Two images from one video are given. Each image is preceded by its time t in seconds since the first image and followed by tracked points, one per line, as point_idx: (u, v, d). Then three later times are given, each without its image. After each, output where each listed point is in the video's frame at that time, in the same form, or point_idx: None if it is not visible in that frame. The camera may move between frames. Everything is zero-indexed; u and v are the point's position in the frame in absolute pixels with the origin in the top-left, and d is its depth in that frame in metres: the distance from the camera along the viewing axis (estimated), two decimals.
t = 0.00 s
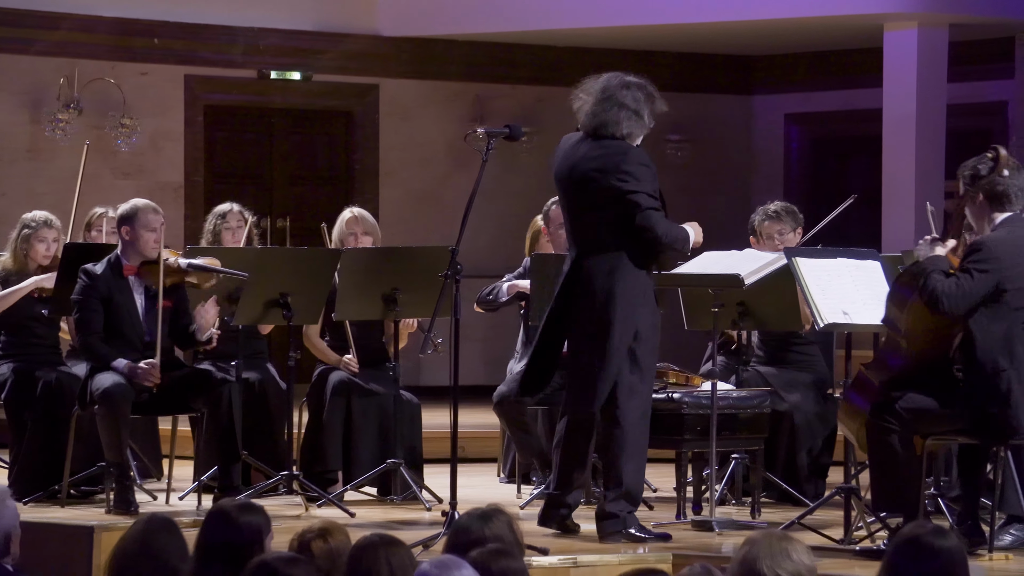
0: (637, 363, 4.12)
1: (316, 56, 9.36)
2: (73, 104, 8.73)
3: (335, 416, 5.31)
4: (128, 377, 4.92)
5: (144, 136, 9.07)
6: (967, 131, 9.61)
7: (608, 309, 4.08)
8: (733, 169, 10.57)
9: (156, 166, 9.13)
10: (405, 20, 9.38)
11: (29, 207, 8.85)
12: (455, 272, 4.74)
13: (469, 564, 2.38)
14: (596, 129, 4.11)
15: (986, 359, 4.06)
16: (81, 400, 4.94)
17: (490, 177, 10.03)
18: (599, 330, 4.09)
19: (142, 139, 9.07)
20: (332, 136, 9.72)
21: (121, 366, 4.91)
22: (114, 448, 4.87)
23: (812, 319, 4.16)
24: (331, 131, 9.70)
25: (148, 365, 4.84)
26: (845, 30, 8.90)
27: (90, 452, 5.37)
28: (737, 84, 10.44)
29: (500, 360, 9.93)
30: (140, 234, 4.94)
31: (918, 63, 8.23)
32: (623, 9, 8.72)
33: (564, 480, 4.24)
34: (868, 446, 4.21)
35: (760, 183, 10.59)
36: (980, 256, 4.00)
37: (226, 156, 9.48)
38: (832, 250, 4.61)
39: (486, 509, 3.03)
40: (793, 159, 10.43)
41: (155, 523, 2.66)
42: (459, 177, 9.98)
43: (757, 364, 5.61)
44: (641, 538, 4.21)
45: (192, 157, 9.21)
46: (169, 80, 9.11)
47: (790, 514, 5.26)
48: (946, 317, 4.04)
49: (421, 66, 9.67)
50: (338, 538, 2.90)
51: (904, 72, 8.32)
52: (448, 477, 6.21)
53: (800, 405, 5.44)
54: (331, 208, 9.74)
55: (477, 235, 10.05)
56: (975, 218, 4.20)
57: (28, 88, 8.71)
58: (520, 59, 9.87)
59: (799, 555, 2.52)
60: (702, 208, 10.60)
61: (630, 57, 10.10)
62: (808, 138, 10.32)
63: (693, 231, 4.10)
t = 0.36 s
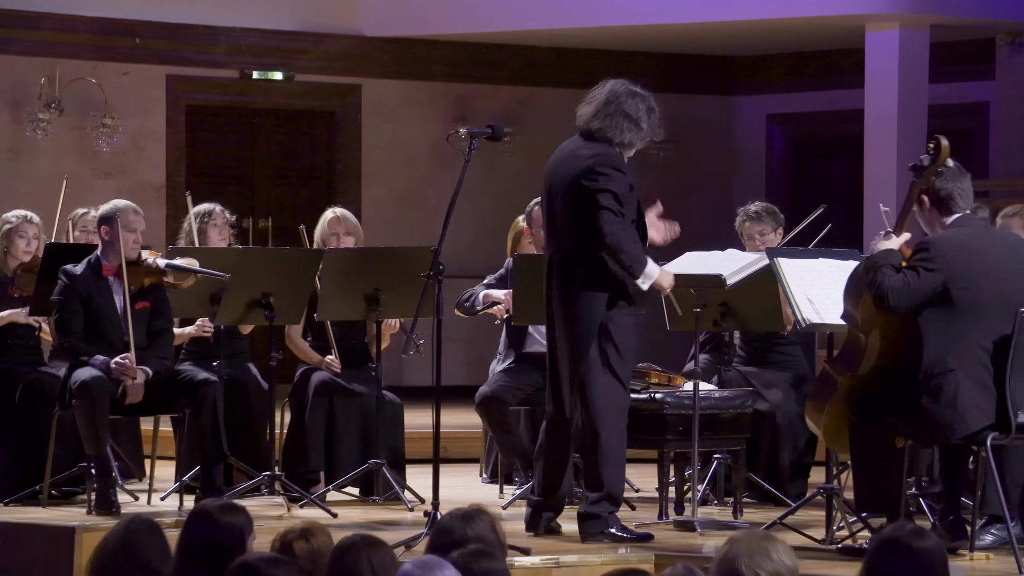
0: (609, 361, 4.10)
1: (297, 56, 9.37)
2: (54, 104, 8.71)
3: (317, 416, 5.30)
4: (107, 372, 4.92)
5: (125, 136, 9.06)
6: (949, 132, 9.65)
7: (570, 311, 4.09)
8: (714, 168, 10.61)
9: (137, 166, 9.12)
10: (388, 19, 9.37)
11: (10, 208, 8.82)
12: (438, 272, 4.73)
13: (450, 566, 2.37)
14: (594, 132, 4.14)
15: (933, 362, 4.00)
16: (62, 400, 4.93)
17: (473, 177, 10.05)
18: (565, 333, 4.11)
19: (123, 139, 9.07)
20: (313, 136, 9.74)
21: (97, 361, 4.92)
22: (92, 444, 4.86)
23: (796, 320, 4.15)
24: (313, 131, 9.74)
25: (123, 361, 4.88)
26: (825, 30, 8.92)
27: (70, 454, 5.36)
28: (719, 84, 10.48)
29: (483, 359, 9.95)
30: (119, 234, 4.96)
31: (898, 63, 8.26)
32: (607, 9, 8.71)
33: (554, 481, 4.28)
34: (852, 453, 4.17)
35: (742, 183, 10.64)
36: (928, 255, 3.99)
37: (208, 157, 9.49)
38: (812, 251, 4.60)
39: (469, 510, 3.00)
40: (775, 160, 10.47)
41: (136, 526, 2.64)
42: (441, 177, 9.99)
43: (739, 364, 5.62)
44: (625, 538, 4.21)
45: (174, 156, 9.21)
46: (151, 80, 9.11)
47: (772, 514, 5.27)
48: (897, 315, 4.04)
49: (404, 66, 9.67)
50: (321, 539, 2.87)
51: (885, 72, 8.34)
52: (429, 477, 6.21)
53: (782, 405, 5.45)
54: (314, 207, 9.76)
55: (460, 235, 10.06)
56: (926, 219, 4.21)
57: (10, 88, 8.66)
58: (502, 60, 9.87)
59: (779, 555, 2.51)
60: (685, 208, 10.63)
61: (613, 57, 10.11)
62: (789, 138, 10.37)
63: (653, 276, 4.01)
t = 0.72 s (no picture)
0: (572, 359, 4.13)
1: (281, 56, 9.37)
2: (37, 105, 8.71)
3: (300, 416, 5.29)
4: (89, 374, 4.90)
5: (109, 136, 9.07)
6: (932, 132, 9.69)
7: (533, 312, 4.12)
8: (699, 168, 10.65)
9: (121, 167, 9.12)
10: (372, 19, 9.37)
11: None
12: (421, 273, 4.71)
13: (434, 565, 2.37)
14: (550, 138, 4.16)
15: (913, 360, 4.01)
16: (45, 400, 4.92)
17: (457, 177, 10.06)
18: (529, 334, 4.13)
19: (106, 140, 9.07)
20: (297, 137, 9.75)
21: (79, 362, 4.90)
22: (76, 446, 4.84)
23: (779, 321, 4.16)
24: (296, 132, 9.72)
25: (104, 361, 4.84)
26: (807, 31, 8.96)
27: (54, 454, 5.36)
28: (703, 84, 10.51)
29: (466, 360, 9.97)
30: (102, 234, 4.95)
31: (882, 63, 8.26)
32: (592, 9, 8.73)
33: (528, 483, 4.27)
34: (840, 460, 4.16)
35: (726, 183, 10.69)
36: (906, 253, 4.00)
37: (190, 157, 9.50)
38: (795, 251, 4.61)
39: (454, 510, 2.98)
40: (759, 160, 10.53)
41: (122, 525, 2.63)
42: (425, 177, 10.00)
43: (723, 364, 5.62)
44: (608, 536, 4.22)
45: (157, 156, 9.21)
46: (135, 80, 9.11)
47: (756, 514, 5.27)
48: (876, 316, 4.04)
49: (388, 66, 9.68)
50: (305, 539, 2.86)
51: (868, 72, 8.36)
52: (413, 476, 6.21)
53: (766, 406, 5.46)
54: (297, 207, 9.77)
55: (443, 235, 10.08)
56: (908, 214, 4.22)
57: None
58: (486, 59, 9.87)
59: (758, 555, 2.51)
60: (670, 209, 10.66)
61: (597, 57, 10.13)
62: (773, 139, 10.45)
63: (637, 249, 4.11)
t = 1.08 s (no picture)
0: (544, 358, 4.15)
1: (266, 56, 9.38)
2: (20, 104, 8.70)
3: (285, 416, 5.29)
4: (77, 380, 4.91)
5: (92, 135, 9.07)
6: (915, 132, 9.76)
7: (516, 308, 4.10)
8: (683, 169, 10.71)
9: (104, 167, 9.12)
10: (357, 18, 9.36)
11: None
12: (406, 273, 4.68)
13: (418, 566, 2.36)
14: (512, 136, 4.19)
15: (925, 361, 4.05)
16: (29, 403, 4.91)
17: (442, 177, 10.09)
18: (511, 330, 4.11)
19: (90, 139, 9.07)
20: (282, 137, 9.76)
21: (69, 368, 4.91)
22: (60, 449, 4.83)
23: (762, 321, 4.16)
24: (281, 132, 9.75)
25: (93, 369, 4.85)
26: (787, 32, 9.03)
27: (37, 455, 5.35)
28: (687, 85, 10.59)
29: (451, 360, 10.01)
30: (86, 234, 4.95)
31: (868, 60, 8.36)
32: (578, 9, 8.77)
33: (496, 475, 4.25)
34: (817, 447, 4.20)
35: (710, 184, 10.77)
36: (929, 256, 4.04)
37: (173, 156, 9.48)
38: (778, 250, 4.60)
39: (438, 511, 2.95)
40: (744, 159, 10.65)
41: (103, 525, 2.62)
42: (409, 177, 10.02)
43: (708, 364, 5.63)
44: (576, 534, 4.22)
45: (141, 156, 9.22)
46: (118, 80, 9.11)
47: (740, 514, 5.28)
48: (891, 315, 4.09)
49: (373, 67, 9.70)
50: (288, 540, 2.84)
51: (852, 72, 8.45)
52: (397, 476, 6.22)
53: (750, 405, 5.47)
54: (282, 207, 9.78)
55: (427, 235, 10.10)
56: (926, 222, 4.26)
57: None
58: (472, 59, 9.91)
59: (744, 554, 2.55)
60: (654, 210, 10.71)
61: (581, 57, 10.18)
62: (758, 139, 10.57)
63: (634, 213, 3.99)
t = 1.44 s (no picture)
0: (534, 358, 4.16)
1: (251, 56, 9.38)
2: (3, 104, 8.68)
3: (269, 416, 5.29)
4: (58, 377, 4.91)
5: (76, 136, 9.06)
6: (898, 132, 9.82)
7: (509, 307, 4.10)
8: (667, 169, 10.77)
9: (88, 166, 9.11)
10: (340, 19, 9.40)
11: None
12: (391, 273, 4.65)
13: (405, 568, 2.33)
14: (497, 137, 4.18)
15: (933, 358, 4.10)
16: (11, 401, 4.91)
17: (426, 177, 10.12)
18: (503, 330, 4.10)
19: (74, 139, 9.05)
20: (266, 137, 9.77)
21: (51, 365, 4.91)
22: (42, 449, 4.82)
23: (745, 321, 4.16)
24: (265, 131, 9.76)
25: (75, 365, 4.86)
26: (770, 32, 9.05)
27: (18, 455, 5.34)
28: (671, 85, 10.63)
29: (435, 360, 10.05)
30: (67, 232, 4.92)
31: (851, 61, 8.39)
32: (561, 7, 8.79)
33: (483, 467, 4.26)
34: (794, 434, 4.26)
35: (694, 184, 10.83)
36: (942, 258, 4.06)
37: (158, 155, 9.48)
38: (763, 251, 4.60)
39: (422, 510, 2.92)
40: (728, 159, 10.71)
41: (86, 525, 2.58)
42: (393, 178, 10.04)
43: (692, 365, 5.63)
44: (556, 533, 4.22)
45: (125, 156, 9.21)
46: (102, 80, 9.09)
47: (725, 513, 5.28)
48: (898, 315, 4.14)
49: (357, 66, 9.71)
50: (273, 540, 2.79)
51: (836, 72, 8.49)
52: (382, 476, 6.22)
53: (734, 406, 5.48)
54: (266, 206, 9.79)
55: (411, 235, 10.13)
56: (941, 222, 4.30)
57: None
58: (456, 59, 9.94)
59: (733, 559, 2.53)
60: (637, 210, 10.75)
61: (565, 57, 10.21)
62: (742, 139, 10.62)
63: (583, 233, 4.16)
